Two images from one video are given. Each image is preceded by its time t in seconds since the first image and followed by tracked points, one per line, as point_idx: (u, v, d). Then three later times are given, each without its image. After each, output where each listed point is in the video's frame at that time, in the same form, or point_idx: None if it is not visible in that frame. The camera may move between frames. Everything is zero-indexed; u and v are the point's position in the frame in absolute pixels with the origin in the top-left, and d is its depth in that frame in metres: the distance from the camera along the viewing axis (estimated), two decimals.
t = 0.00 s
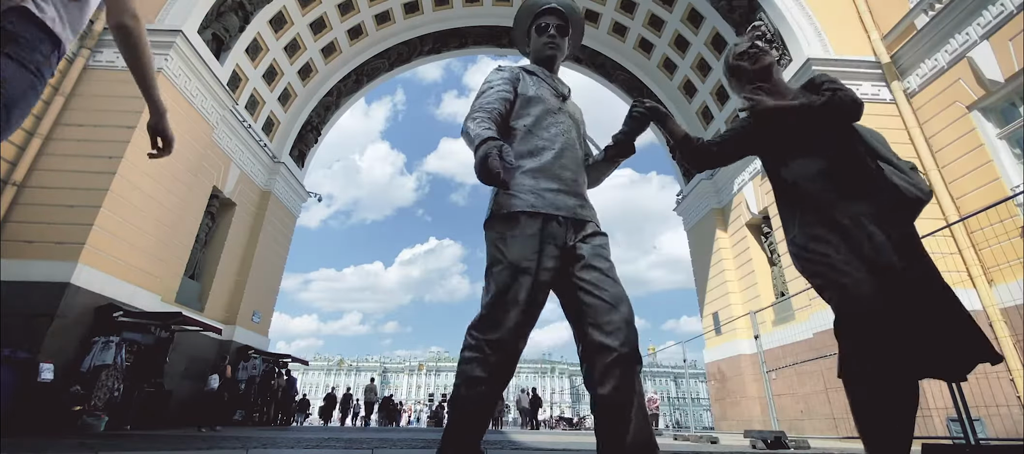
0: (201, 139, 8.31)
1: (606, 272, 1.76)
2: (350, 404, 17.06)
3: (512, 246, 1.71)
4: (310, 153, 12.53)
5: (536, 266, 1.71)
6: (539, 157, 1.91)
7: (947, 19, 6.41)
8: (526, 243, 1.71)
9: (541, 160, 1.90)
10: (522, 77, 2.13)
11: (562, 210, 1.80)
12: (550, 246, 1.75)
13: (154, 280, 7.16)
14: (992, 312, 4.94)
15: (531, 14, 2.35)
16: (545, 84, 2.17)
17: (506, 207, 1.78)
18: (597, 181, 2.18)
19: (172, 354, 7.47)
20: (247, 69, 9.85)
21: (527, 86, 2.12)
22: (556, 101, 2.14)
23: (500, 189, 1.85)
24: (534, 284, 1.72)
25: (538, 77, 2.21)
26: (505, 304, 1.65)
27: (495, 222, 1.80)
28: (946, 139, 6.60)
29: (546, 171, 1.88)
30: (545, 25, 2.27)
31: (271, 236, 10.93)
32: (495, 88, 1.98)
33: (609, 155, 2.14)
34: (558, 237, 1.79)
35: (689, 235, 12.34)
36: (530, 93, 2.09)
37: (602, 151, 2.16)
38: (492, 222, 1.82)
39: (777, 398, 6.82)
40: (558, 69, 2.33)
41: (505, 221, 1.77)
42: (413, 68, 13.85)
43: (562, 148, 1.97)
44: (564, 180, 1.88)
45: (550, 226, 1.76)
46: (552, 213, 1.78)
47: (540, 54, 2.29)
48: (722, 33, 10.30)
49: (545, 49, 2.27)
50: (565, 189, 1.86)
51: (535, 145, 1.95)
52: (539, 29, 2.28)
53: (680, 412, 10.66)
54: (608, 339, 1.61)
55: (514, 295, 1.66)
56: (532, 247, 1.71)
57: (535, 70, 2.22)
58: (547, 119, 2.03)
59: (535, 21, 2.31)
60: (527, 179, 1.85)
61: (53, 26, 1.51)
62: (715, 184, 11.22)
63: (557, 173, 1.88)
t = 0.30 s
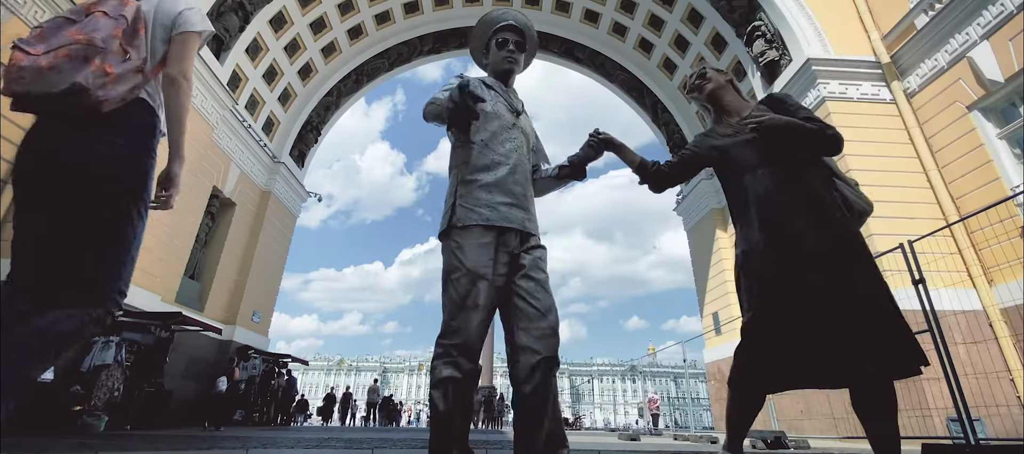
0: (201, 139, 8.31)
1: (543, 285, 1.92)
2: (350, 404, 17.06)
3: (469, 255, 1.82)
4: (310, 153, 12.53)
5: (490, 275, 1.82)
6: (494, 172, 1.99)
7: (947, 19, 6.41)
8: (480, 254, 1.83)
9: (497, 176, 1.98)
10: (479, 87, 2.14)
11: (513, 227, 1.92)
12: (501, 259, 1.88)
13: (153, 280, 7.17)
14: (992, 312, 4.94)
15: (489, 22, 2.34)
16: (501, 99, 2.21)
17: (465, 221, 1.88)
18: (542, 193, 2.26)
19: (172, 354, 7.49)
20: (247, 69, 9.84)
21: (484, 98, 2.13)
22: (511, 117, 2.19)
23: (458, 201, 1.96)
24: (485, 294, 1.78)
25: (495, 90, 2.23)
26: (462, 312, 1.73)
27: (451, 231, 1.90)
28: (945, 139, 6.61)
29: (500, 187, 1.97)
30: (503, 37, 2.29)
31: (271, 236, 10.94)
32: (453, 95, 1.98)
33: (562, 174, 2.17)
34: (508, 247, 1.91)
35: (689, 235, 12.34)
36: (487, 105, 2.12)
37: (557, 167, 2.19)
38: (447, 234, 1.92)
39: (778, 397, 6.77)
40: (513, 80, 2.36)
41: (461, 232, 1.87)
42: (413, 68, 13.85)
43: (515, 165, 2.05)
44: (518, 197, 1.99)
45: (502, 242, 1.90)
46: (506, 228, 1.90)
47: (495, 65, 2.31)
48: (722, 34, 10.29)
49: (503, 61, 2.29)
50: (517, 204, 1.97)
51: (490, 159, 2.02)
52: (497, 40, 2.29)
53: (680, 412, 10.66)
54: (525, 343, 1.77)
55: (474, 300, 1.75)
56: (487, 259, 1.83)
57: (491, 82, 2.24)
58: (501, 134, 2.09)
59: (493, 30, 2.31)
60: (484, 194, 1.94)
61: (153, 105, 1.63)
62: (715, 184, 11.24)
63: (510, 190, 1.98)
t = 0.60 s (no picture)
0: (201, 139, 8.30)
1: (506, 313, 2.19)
2: (350, 404, 17.04)
3: (465, 259, 1.91)
4: (310, 153, 12.53)
5: (481, 278, 1.91)
6: (483, 185, 2.13)
7: (947, 19, 6.41)
8: (473, 258, 1.93)
9: (485, 188, 2.12)
10: (467, 107, 2.29)
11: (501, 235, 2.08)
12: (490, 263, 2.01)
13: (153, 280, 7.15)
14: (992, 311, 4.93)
15: (477, 50, 2.54)
16: (484, 118, 2.37)
17: (455, 227, 1.97)
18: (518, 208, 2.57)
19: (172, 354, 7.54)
20: (247, 69, 9.84)
21: (472, 119, 2.28)
22: (493, 135, 2.36)
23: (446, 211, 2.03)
24: (480, 292, 1.89)
25: (478, 110, 2.38)
26: (457, 312, 1.81)
27: (444, 238, 1.98)
28: (945, 139, 6.61)
29: (486, 199, 2.10)
30: (493, 67, 2.52)
31: (270, 236, 10.95)
32: (445, 115, 2.12)
33: (530, 191, 2.53)
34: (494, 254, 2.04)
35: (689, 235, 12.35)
36: (473, 124, 2.27)
37: (526, 185, 2.55)
38: (439, 240, 2.00)
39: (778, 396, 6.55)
40: (497, 104, 2.56)
41: (456, 238, 1.95)
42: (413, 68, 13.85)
43: (498, 180, 2.21)
44: (501, 209, 2.14)
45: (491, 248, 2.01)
46: (496, 235, 2.04)
47: (480, 90, 2.51)
48: (722, 33, 10.29)
49: (489, 85, 2.49)
50: (500, 214, 2.12)
51: (477, 173, 2.15)
52: (484, 67, 2.51)
53: (680, 412, 10.65)
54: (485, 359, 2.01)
55: (466, 299, 1.84)
56: (481, 263, 1.94)
57: (476, 102, 2.40)
58: (487, 151, 2.25)
59: (481, 58, 2.51)
60: (474, 204, 2.05)
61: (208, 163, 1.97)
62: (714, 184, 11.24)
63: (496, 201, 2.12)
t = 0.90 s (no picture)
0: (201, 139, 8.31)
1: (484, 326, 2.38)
2: (350, 405, 17.01)
3: (456, 273, 2.10)
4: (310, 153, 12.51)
5: (469, 291, 2.11)
6: (467, 211, 2.31)
7: (947, 19, 6.41)
8: (463, 273, 2.12)
9: (470, 212, 2.31)
10: (461, 137, 2.45)
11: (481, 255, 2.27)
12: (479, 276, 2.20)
13: (153, 280, 7.15)
14: (991, 311, 4.94)
15: (472, 83, 2.74)
16: (476, 147, 2.53)
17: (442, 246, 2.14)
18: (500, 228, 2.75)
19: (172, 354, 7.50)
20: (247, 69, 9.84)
21: (466, 150, 2.44)
22: (482, 165, 2.53)
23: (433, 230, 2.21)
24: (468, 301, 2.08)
25: (472, 140, 2.54)
26: (450, 318, 2.00)
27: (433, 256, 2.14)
28: (945, 139, 6.60)
29: (469, 222, 2.28)
30: (483, 99, 2.71)
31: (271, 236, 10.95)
32: (440, 147, 2.29)
33: (516, 214, 2.69)
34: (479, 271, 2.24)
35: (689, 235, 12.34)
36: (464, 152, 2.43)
37: (513, 208, 2.70)
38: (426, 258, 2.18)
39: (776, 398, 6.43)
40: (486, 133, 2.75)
41: (449, 255, 2.13)
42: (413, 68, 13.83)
43: (481, 206, 2.39)
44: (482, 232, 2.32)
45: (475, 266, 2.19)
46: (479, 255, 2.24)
47: (471, 120, 2.71)
48: (722, 33, 10.29)
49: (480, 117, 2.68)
50: (480, 238, 2.29)
51: (462, 200, 2.33)
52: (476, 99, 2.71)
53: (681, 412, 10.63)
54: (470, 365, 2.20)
55: (455, 308, 2.02)
56: (468, 278, 2.12)
57: (470, 134, 2.57)
58: (476, 179, 2.43)
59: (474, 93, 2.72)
60: (456, 226, 2.23)
61: (265, 205, 2.09)
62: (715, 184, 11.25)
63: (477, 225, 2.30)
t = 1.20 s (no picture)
0: (201, 139, 8.31)
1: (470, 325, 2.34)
2: (350, 405, 17.01)
3: (428, 278, 2.09)
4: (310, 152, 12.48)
5: (441, 297, 2.08)
6: (448, 215, 2.29)
7: (947, 19, 6.41)
8: (436, 280, 2.10)
9: (452, 217, 2.29)
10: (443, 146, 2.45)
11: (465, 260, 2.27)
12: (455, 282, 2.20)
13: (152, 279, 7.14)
14: (991, 311, 4.94)
15: (454, 97, 2.71)
16: (458, 156, 2.52)
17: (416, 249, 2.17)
18: (503, 230, 2.74)
19: (172, 354, 7.48)
20: (247, 69, 9.83)
21: (445, 157, 2.43)
22: (465, 172, 2.50)
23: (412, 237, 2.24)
24: (439, 308, 2.05)
25: (454, 148, 2.54)
26: (418, 323, 1.97)
27: (411, 261, 2.16)
28: (945, 139, 6.60)
29: (450, 226, 2.27)
30: (464, 112, 2.68)
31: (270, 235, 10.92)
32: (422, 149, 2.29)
33: (518, 216, 2.65)
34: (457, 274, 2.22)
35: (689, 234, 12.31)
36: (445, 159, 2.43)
37: (515, 210, 2.68)
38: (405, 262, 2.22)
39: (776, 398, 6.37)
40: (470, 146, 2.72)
41: (423, 260, 2.14)
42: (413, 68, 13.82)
43: (466, 212, 2.36)
44: (466, 236, 2.31)
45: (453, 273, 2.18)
46: (462, 259, 2.25)
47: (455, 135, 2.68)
48: (722, 33, 10.29)
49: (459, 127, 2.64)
50: (462, 240, 2.28)
51: (444, 206, 2.30)
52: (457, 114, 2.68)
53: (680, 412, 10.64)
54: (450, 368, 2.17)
55: (424, 315, 1.99)
56: (442, 283, 2.12)
57: (452, 143, 2.56)
58: (459, 186, 2.41)
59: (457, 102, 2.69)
60: (436, 231, 2.23)
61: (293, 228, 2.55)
62: (715, 184, 11.26)
63: (460, 229, 2.29)
